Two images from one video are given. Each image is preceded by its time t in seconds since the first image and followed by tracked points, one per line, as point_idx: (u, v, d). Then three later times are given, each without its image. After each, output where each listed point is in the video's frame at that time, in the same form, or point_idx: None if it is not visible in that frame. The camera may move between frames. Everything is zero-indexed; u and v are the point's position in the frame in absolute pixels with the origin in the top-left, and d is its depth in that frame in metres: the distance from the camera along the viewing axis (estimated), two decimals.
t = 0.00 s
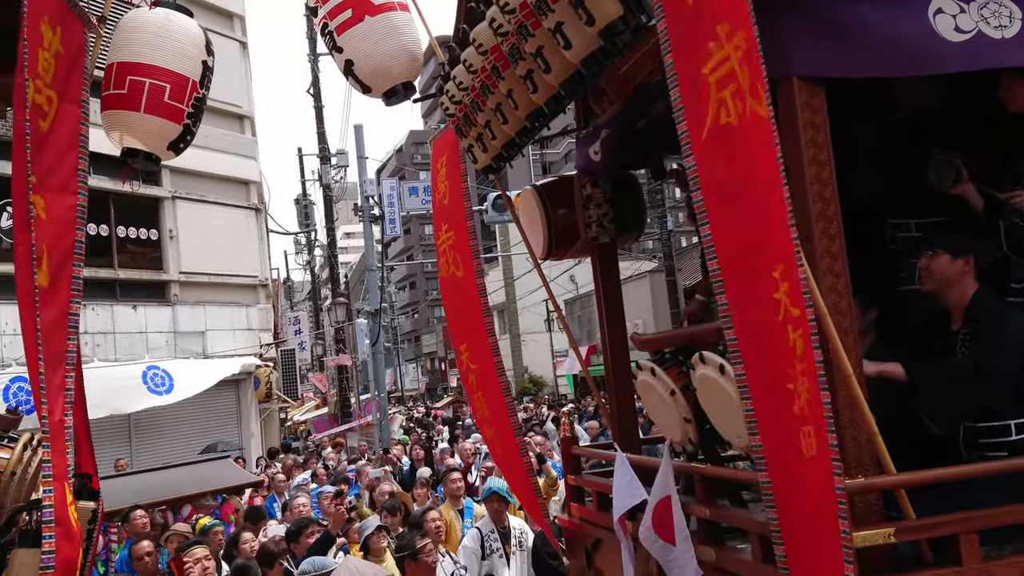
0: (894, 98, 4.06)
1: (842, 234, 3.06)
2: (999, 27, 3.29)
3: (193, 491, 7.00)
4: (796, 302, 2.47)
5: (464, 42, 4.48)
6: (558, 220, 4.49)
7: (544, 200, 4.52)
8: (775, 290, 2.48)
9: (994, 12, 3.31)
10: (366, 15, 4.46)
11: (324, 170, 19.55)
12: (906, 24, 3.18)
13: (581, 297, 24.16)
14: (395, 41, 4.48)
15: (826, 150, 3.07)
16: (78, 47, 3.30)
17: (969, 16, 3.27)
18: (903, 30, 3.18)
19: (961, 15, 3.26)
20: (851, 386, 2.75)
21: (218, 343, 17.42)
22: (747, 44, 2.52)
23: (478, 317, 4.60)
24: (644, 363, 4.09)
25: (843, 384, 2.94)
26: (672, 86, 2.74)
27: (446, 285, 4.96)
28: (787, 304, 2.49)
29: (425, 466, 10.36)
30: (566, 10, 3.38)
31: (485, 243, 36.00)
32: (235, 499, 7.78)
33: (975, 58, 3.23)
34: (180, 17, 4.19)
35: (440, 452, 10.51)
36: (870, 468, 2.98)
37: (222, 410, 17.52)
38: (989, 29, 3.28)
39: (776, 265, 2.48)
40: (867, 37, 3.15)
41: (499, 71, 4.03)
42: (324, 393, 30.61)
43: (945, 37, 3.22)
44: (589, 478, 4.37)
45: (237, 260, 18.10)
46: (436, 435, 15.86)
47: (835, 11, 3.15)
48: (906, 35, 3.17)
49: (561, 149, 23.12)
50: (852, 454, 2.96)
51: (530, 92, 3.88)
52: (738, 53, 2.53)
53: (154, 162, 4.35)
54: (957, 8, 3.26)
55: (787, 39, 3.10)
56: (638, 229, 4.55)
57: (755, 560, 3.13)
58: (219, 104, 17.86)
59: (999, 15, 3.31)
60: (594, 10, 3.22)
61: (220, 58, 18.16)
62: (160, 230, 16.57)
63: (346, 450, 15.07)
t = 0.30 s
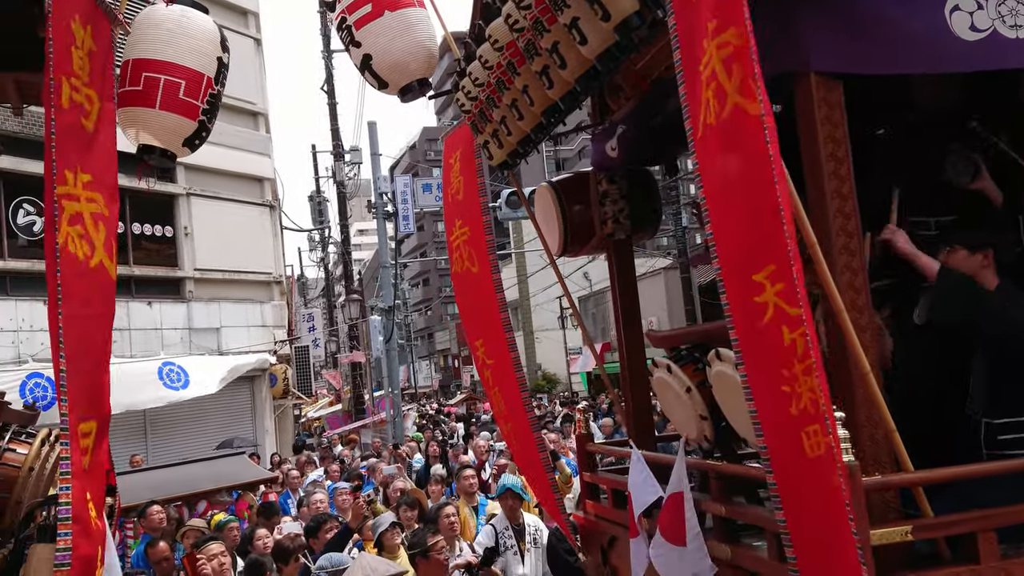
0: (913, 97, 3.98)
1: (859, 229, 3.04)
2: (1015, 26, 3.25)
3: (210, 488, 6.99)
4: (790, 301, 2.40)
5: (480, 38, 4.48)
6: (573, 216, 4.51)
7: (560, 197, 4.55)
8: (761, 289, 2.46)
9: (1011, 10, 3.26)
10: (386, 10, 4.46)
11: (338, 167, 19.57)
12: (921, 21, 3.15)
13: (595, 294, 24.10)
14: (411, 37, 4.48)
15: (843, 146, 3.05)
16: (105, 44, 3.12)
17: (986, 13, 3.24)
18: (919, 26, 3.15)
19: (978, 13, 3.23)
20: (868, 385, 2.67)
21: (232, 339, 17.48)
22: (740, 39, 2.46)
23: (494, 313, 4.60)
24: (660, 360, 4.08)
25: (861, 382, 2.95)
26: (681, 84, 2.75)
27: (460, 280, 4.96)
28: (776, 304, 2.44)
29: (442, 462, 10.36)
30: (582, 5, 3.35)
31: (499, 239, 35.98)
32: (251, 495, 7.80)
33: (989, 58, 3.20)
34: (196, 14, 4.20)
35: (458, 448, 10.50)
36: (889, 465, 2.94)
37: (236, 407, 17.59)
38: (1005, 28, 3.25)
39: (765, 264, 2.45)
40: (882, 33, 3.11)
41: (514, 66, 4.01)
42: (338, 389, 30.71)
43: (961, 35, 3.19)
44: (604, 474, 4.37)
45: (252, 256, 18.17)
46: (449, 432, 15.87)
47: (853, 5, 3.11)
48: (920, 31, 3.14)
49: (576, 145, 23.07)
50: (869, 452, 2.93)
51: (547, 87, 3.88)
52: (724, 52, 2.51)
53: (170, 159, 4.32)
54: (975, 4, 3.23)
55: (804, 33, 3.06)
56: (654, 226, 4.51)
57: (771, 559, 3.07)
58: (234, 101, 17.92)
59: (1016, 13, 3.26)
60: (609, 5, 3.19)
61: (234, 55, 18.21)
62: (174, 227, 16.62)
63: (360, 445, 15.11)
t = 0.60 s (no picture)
0: (927, 89, 4.07)
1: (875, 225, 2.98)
2: None
3: (229, 483, 7.03)
4: (783, 303, 2.47)
5: (495, 36, 4.50)
6: (589, 213, 4.53)
7: (575, 193, 4.57)
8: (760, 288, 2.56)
9: None
10: (403, 8, 4.49)
11: (353, 164, 19.64)
12: (935, 19, 3.14)
13: (609, 291, 24.09)
14: (428, 36, 4.50)
15: (858, 141, 3.01)
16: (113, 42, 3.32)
17: (1000, 9, 3.25)
18: (934, 24, 3.15)
19: (992, 9, 3.23)
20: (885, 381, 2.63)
21: (250, 337, 17.59)
22: (730, 40, 2.59)
23: (509, 309, 4.62)
24: (675, 356, 4.09)
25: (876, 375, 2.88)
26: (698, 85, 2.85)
27: (476, 276, 4.99)
28: (772, 303, 2.52)
29: (461, 459, 10.41)
30: (596, 3, 3.36)
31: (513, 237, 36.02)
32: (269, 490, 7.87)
33: (1001, 54, 3.22)
34: (214, 13, 4.24)
35: (477, 445, 10.54)
36: (904, 462, 2.92)
37: (253, 403, 17.70)
38: (1017, 25, 3.27)
39: (759, 264, 2.54)
40: (896, 30, 3.11)
41: (529, 64, 4.03)
42: (353, 386, 30.84)
43: (974, 31, 3.20)
44: (621, 470, 4.40)
45: (269, 254, 18.27)
46: (464, 428, 15.94)
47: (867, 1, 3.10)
48: (933, 29, 3.14)
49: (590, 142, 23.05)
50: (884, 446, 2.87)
51: (560, 85, 3.89)
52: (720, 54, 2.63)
53: (188, 157, 4.36)
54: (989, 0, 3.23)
55: (817, 29, 3.04)
56: (670, 223, 4.53)
57: (788, 553, 3.09)
58: (250, 100, 18.03)
59: None
60: (623, 3, 3.19)
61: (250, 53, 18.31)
62: (191, 225, 16.74)
63: (375, 442, 15.19)
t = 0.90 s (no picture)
0: (944, 85, 3.95)
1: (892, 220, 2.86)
2: None
3: (248, 480, 7.08)
4: (780, 303, 2.51)
5: (509, 34, 4.48)
6: (606, 209, 4.52)
7: (592, 191, 4.56)
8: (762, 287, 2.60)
9: None
10: (417, 8, 4.49)
11: (369, 163, 19.68)
12: (949, 10, 3.07)
13: (626, 288, 24.02)
14: (444, 35, 4.50)
15: (874, 137, 2.87)
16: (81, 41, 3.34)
17: None
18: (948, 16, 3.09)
19: None
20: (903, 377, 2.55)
21: (267, 335, 17.68)
22: (733, 38, 2.56)
23: (526, 306, 4.62)
24: (692, 353, 4.07)
25: (892, 372, 2.75)
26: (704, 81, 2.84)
27: (494, 274, 5.00)
28: (772, 303, 2.56)
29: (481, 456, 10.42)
30: (608, 0, 3.34)
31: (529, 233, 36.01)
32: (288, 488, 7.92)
33: (1019, 45, 3.15)
34: (232, 14, 4.26)
35: (497, 442, 10.55)
36: (922, 459, 2.78)
37: (271, 401, 17.80)
38: None
39: (760, 263, 2.58)
40: (912, 22, 3.02)
41: (543, 62, 4.02)
42: (371, 383, 31.01)
43: (993, 22, 3.13)
44: (639, 467, 4.40)
45: (285, 252, 18.35)
46: (481, 426, 15.95)
47: None
48: (948, 21, 3.07)
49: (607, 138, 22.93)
50: (901, 445, 2.76)
51: (574, 83, 3.88)
52: (722, 53, 2.62)
53: (207, 157, 4.37)
54: None
55: (831, 22, 2.96)
56: (687, 220, 4.50)
57: (804, 550, 3.04)
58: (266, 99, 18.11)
59: None
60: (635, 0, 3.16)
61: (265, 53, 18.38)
62: (209, 225, 16.87)
63: (392, 440, 15.23)
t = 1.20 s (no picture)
0: (956, 83, 3.87)
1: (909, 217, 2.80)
2: None
3: (267, 479, 7.11)
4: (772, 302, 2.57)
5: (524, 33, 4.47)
6: (624, 208, 4.50)
7: (609, 189, 4.54)
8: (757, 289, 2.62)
9: None
10: (433, 9, 4.48)
11: (385, 162, 19.72)
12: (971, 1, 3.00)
13: (643, 285, 23.93)
14: (460, 35, 4.50)
15: (891, 132, 2.81)
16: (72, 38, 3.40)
17: None
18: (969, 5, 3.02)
19: None
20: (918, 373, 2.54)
21: (285, 334, 17.77)
22: (727, 41, 2.61)
23: (543, 305, 4.62)
24: (710, 351, 4.02)
25: (911, 370, 2.67)
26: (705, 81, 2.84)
27: (511, 272, 5.00)
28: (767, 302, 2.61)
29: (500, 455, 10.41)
30: None
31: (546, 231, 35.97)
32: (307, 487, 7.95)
33: None
34: (249, 16, 4.28)
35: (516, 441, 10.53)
36: (940, 457, 2.69)
37: (289, 400, 17.89)
38: None
39: (753, 264, 2.63)
40: (930, 15, 2.96)
41: (559, 61, 4.00)
42: (388, 382, 31.09)
43: (1013, 14, 3.05)
44: (658, 465, 4.38)
45: (303, 252, 18.43)
46: (498, 424, 15.94)
47: None
48: (971, 12, 3.00)
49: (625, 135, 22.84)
50: (920, 442, 2.67)
51: (590, 82, 3.85)
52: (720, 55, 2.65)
53: (224, 158, 4.39)
54: None
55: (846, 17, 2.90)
56: (706, 217, 4.48)
57: (820, 548, 2.98)
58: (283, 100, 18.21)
59: None
60: None
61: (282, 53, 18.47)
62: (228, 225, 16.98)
63: (410, 438, 15.28)
